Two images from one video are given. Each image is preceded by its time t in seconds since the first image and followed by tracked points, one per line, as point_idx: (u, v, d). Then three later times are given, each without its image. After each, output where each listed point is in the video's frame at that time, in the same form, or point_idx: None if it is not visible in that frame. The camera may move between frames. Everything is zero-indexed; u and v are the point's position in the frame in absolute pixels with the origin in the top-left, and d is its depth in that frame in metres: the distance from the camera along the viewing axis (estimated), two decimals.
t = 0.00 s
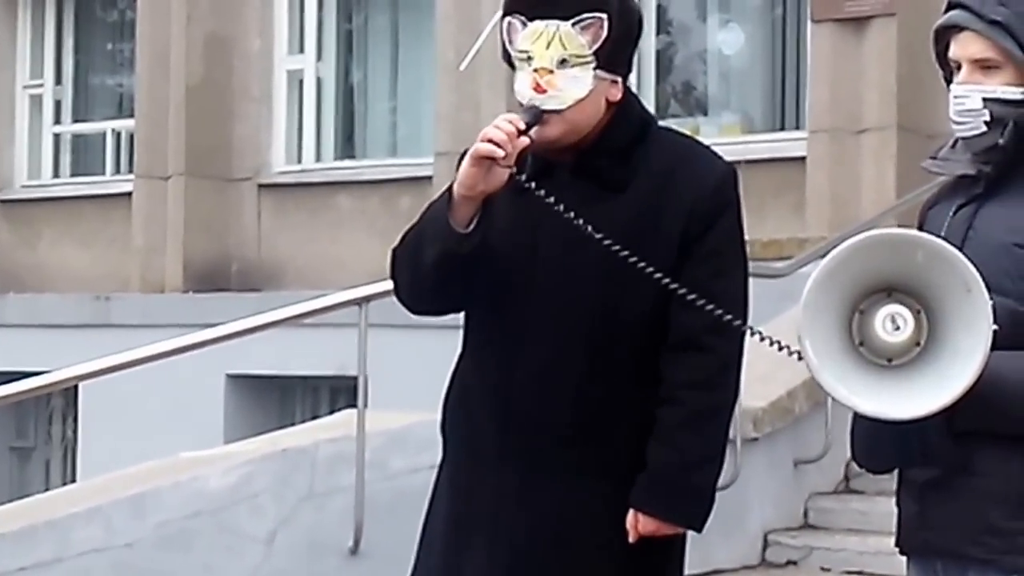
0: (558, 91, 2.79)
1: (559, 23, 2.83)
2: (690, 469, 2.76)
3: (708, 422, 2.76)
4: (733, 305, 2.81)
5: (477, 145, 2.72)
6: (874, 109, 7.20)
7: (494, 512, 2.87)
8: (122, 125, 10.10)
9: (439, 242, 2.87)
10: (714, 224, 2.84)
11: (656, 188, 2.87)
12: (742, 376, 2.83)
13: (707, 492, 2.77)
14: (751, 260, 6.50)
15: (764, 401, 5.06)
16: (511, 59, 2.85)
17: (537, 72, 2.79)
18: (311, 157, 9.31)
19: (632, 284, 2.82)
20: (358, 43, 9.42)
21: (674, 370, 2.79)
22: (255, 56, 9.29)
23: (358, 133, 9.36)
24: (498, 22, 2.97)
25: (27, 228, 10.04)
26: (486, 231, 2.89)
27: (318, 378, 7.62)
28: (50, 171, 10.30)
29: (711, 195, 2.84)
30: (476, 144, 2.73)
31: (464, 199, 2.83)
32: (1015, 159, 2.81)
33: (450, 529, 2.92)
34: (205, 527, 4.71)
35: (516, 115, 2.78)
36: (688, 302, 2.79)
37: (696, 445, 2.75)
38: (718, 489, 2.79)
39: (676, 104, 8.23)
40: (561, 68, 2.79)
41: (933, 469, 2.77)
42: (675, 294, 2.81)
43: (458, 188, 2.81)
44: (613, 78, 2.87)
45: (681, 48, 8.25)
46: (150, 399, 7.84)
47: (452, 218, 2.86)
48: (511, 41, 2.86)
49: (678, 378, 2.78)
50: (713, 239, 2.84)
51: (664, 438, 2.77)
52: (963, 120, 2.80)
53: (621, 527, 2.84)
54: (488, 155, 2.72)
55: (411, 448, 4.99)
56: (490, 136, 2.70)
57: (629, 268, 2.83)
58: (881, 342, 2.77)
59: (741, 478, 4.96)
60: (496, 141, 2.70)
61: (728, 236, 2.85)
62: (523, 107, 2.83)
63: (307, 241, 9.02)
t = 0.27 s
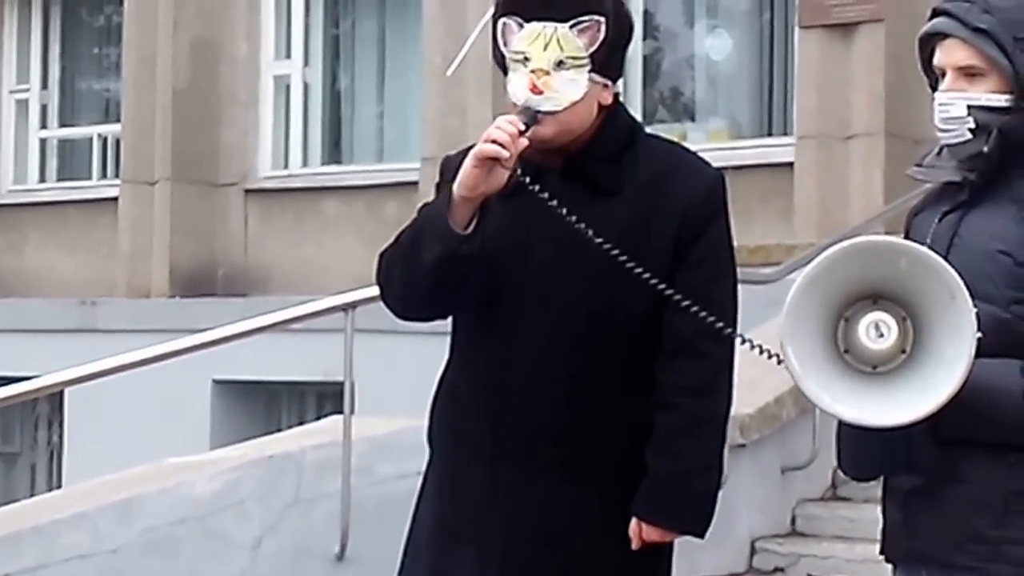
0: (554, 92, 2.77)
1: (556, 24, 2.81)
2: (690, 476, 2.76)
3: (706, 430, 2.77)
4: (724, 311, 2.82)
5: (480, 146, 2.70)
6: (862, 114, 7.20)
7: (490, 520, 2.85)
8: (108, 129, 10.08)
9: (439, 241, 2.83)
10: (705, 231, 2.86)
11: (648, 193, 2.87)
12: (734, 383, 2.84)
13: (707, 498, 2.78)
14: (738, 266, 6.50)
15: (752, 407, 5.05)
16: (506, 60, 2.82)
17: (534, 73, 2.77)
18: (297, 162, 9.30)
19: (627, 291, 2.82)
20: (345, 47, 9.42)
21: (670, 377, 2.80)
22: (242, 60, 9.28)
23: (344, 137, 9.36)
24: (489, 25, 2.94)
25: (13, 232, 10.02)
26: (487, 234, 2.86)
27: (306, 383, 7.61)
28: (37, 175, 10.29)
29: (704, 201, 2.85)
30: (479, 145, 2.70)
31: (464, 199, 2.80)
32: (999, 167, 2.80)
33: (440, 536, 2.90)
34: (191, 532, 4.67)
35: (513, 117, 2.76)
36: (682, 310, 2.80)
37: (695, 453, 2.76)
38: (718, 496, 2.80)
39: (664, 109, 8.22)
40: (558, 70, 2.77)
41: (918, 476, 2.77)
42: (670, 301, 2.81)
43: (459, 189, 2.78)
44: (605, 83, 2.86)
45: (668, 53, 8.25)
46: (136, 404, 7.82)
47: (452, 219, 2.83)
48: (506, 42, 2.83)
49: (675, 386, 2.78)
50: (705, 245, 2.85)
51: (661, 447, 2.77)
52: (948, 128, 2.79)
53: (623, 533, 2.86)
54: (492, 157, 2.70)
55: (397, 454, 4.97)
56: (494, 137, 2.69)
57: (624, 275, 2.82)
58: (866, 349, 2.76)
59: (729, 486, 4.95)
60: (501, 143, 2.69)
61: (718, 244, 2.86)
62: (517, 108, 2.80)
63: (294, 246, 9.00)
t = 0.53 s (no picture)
0: (540, 103, 2.74)
1: (541, 35, 2.79)
2: (677, 484, 2.75)
3: (693, 439, 2.76)
4: (709, 319, 2.82)
5: (471, 158, 2.67)
6: (848, 120, 7.19)
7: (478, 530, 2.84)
8: (92, 133, 10.07)
9: (427, 262, 2.80)
10: (692, 238, 2.85)
11: (634, 200, 2.86)
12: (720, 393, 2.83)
13: (696, 507, 2.76)
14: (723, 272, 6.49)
15: (737, 414, 5.04)
16: (491, 71, 2.80)
17: (520, 84, 2.74)
18: (282, 167, 9.28)
19: (615, 299, 2.81)
20: (330, 52, 9.42)
21: (658, 385, 2.78)
22: (227, 65, 9.26)
23: (329, 142, 9.35)
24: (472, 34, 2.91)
25: None
26: (478, 244, 2.84)
27: (291, 389, 7.59)
28: (21, 180, 10.26)
29: (691, 208, 2.85)
30: (470, 158, 2.67)
31: (454, 213, 2.76)
32: (981, 173, 2.80)
33: (426, 545, 2.89)
34: (175, 539, 4.67)
35: (502, 129, 2.73)
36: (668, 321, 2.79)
37: (683, 461, 2.74)
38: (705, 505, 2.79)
39: (650, 114, 8.22)
40: (543, 80, 2.74)
41: (901, 485, 2.76)
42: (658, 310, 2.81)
43: (449, 203, 2.74)
44: (589, 91, 2.84)
45: (654, 59, 8.24)
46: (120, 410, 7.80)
47: (443, 232, 2.80)
48: (491, 53, 2.81)
49: (662, 394, 2.77)
50: (692, 252, 2.84)
51: (648, 455, 2.76)
52: (931, 135, 2.79)
53: (612, 541, 2.85)
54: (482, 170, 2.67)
55: (382, 461, 4.95)
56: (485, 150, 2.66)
57: (612, 283, 2.82)
58: (849, 356, 2.75)
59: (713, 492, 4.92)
60: (492, 156, 2.66)
61: (705, 251, 2.85)
62: (504, 119, 2.77)
63: (280, 252, 8.98)
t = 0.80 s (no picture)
0: (520, 112, 2.76)
1: (521, 44, 2.80)
2: (657, 492, 2.74)
3: (676, 447, 2.75)
4: (692, 327, 2.80)
5: (447, 172, 2.69)
6: (834, 127, 7.19)
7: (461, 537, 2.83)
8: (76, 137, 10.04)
9: (409, 277, 2.80)
10: (675, 245, 2.83)
11: (618, 207, 2.85)
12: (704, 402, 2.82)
13: (677, 516, 2.76)
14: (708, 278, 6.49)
15: (722, 421, 5.04)
16: (471, 81, 2.81)
17: (499, 94, 2.75)
18: (266, 172, 9.27)
19: (597, 307, 2.80)
20: (315, 56, 9.42)
21: (639, 394, 2.77)
22: (212, 69, 9.25)
23: (314, 146, 9.34)
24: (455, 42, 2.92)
25: None
26: (458, 254, 2.84)
27: (275, 395, 7.58)
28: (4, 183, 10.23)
29: (674, 215, 2.83)
30: (446, 171, 2.69)
31: (430, 227, 2.77)
32: (964, 181, 2.79)
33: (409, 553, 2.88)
34: (160, 545, 4.65)
35: (479, 139, 2.74)
36: (651, 328, 2.77)
37: (664, 470, 2.74)
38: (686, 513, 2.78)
39: (635, 120, 8.21)
40: (523, 90, 2.75)
41: (885, 492, 2.75)
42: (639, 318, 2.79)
43: (425, 216, 2.76)
44: (571, 99, 2.84)
45: (639, 64, 8.24)
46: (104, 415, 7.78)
47: (420, 245, 2.80)
48: (471, 62, 2.82)
49: (644, 402, 2.76)
50: (675, 259, 2.82)
51: (630, 463, 2.76)
52: (914, 143, 2.79)
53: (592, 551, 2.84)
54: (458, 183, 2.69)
55: (366, 467, 4.94)
56: (460, 163, 2.67)
57: (595, 291, 2.81)
58: (834, 363, 2.74)
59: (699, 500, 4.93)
60: (467, 168, 2.67)
61: (689, 256, 2.83)
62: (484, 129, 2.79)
63: (265, 257, 8.97)
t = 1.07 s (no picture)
0: (500, 130, 2.74)
1: (495, 61, 2.76)
2: (635, 502, 2.72)
3: (657, 457, 2.73)
4: (675, 334, 2.78)
5: (424, 195, 2.69)
6: (819, 134, 7.17)
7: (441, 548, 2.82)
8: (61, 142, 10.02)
9: (392, 290, 2.83)
10: (658, 252, 2.81)
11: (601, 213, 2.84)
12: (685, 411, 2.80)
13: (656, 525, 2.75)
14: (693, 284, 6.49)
15: (707, 428, 5.03)
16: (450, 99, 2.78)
17: (477, 114, 2.73)
18: (251, 177, 9.25)
19: (578, 315, 2.78)
20: (300, 61, 9.42)
21: (620, 403, 2.76)
22: (197, 73, 9.23)
23: (299, 151, 9.34)
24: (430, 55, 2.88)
25: None
26: (443, 267, 2.85)
27: (259, 401, 7.56)
28: None
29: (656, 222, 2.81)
30: (424, 193, 2.70)
31: (410, 246, 2.79)
32: (946, 188, 2.78)
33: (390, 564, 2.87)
34: (142, 552, 4.63)
35: (458, 158, 2.74)
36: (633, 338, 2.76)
37: (641, 481, 2.72)
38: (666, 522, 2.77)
39: (620, 126, 8.21)
40: (502, 107, 2.73)
41: (867, 499, 2.74)
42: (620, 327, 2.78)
43: (405, 236, 2.77)
44: (554, 104, 2.83)
45: (625, 70, 8.24)
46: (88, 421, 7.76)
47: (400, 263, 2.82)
48: (448, 81, 2.79)
49: (624, 412, 2.75)
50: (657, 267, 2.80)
51: (609, 472, 2.74)
52: (895, 149, 2.77)
53: (571, 561, 2.83)
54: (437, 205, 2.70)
55: (350, 473, 4.92)
56: (438, 185, 2.68)
57: (576, 300, 2.79)
58: (819, 370, 2.74)
59: (686, 509, 4.93)
60: (446, 190, 2.68)
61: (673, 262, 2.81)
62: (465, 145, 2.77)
63: (250, 262, 8.95)
